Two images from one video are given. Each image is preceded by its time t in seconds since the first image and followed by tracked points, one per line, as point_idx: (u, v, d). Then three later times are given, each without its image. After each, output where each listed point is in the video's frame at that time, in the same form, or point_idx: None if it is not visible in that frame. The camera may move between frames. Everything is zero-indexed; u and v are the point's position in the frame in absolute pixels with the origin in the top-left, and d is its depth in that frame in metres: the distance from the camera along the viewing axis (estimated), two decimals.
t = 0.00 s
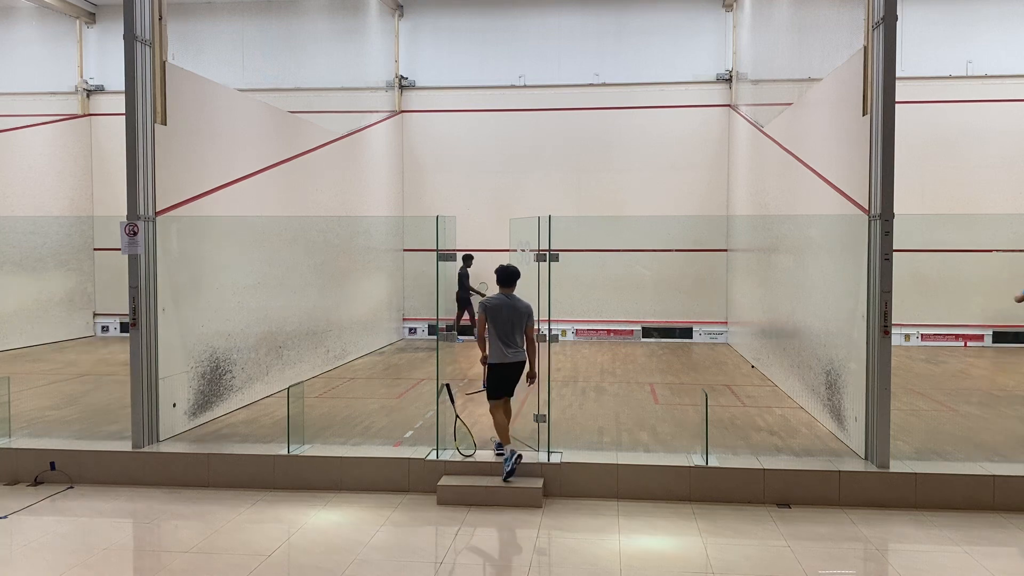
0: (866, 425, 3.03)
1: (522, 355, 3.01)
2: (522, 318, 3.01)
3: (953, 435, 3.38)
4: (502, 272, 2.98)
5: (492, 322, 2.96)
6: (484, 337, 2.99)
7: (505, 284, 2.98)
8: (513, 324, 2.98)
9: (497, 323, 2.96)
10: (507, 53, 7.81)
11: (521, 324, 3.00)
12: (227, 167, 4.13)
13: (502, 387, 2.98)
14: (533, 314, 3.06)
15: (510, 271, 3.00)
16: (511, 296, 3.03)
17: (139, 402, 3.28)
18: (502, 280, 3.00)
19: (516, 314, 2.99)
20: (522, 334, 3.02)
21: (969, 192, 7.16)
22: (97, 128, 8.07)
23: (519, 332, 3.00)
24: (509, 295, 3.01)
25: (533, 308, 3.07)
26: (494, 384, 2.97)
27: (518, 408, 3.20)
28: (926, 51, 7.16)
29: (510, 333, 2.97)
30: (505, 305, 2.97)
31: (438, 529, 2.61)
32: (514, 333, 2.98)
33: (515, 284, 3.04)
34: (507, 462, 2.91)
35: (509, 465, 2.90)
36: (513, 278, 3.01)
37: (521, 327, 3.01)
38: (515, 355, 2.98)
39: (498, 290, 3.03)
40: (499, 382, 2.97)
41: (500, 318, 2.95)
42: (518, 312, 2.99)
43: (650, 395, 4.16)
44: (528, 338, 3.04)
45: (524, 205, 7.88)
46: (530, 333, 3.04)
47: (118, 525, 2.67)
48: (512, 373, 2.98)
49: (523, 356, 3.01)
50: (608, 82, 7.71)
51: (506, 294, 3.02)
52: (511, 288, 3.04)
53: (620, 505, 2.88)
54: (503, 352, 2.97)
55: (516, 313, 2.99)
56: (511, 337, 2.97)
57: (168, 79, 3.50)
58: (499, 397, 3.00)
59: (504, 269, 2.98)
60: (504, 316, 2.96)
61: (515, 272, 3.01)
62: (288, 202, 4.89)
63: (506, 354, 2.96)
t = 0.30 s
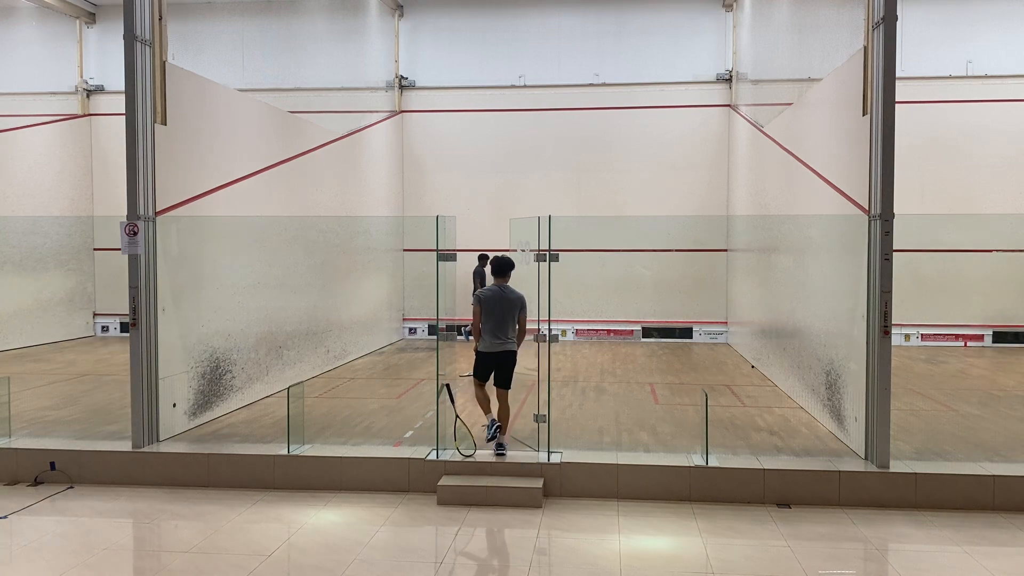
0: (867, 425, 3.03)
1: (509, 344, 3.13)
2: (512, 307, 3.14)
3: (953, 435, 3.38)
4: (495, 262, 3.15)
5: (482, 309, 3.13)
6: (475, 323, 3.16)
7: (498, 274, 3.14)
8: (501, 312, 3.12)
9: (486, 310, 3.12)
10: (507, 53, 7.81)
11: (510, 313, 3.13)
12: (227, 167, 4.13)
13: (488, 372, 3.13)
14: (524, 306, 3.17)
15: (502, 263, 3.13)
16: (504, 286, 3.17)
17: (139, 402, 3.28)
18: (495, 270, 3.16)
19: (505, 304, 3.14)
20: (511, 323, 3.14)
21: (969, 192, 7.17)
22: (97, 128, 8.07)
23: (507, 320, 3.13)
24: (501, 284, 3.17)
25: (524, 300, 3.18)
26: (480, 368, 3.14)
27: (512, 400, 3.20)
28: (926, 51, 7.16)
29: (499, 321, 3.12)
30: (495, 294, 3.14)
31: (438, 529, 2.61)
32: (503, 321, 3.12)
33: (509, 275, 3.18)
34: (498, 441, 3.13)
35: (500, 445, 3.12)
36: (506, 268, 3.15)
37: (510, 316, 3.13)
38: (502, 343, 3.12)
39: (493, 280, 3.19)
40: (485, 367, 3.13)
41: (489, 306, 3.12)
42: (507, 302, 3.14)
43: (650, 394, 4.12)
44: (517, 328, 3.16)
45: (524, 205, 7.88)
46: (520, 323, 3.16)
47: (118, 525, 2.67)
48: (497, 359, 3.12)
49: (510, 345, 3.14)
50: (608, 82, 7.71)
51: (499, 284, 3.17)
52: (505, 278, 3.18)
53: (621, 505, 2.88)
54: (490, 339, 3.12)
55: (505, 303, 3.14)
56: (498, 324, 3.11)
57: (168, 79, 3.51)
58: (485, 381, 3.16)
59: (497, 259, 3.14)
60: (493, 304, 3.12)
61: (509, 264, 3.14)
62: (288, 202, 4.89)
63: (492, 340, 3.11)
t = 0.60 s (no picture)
0: (867, 425, 3.03)
1: (500, 344, 3.19)
2: (501, 309, 3.20)
3: (953, 435, 3.38)
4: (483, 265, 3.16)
5: (472, 312, 3.20)
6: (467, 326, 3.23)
7: (486, 276, 3.17)
8: (490, 314, 3.18)
9: (476, 313, 3.18)
10: (507, 53, 7.81)
11: (500, 314, 3.19)
12: (227, 166, 4.13)
13: (480, 374, 3.19)
14: (514, 307, 3.22)
15: (490, 266, 3.15)
16: (492, 288, 3.22)
17: (139, 401, 3.28)
18: (483, 272, 3.19)
19: (494, 306, 3.19)
20: (501, 324, 3.20)
21: (969, 192, 7.17)
22: (98, 128, 8.07)
23: (496, 322, 3.19)
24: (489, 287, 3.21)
25: (513, 302, 3.23)
26: (472, 370, 3.20)
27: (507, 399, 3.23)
28: (926, 51, 7.16)
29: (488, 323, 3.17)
30: (484, 297, 3.19)
31: (438, 529, 2.61)
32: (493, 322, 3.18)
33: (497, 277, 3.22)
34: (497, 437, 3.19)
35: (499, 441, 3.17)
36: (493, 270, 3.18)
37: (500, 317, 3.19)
38: (493, 344, 3.18)
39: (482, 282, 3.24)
40: (477, 368, 3.18)
41: (478, 309, 3.18)
42: (496, 304, 3.20)
43: (650, 394, 4.11)
44: (507, 329, 3.21)
45: (524, 205, 7.89)
46: (510, 323, 3.21)
47: (118, 525, 2.67)
48: (489, 361, 3.17)
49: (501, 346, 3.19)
50: (608, 82, 7.71)
51: (488, 286, 3.21)
52: (494, 280, 3.22)
53: (621, 505, 2.88)
54: (481, 340, 3.18)
55: (494, 305, 3.19)
56: (488, 327, 3.17)
57: (167, 79, 3.51)
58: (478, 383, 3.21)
59: (484, 262, 3.15)
60: (482, 307, 3.18)
61: (496, 266, 3.16)
62: (289, 203, 4.89)
63: (483, 342, 3.17)
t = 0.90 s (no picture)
0: (866, 424, 3.03)
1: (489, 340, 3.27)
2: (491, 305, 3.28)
3: (953, 435, 3.37)
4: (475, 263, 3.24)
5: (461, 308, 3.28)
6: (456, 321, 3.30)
7: (479, 274, 3.24)
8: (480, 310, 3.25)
9: (464, 308, 3.27)
10: (507, 53, 7.81)
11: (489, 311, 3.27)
12: (227, 166, 4.13)
13: (469, 368, 3.27)
14: (502, 304, 3.32)
15: (483, 264, 3.23)
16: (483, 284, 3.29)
17: (139, 401, 3.28)
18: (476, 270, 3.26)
19: (485, 302, 3.26)
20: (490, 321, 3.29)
21: (969, 192, 7.16)
22: (98, 127, 8.07)
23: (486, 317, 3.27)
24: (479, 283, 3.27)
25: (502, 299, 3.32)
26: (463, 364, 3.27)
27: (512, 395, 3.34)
28: (926, 51, 7.16)
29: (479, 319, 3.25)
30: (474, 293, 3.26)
31: (437, 529, 2.61)
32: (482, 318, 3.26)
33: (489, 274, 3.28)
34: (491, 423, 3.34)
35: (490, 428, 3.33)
36: (487, 268, 3.25)
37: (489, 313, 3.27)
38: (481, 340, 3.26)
39: (472, 279, 3.31)
40: (465, 363, 3.26)
41: (466, 304, 3.25)
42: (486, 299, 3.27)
43: (650, 394, 4.11)
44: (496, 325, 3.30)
45: (524, 205, 7.89)
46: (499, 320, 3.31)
47: (118, 525, 2.67)
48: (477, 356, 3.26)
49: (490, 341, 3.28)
50: (608, 82, 7.71)
51: (479, 283, 3.29)
52: (486, 278, 3.29)
53: (621, 505, 2.88)
54: (471, 336, 3.26)
55: (484, 301, 3.26)
56: (478, 322, 3.25)
57: (167, 79, 3.50)
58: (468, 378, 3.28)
59: (478, 259, 3.22)
60: (472, 303, 3.26)
61: (490, 265, 3.25)
62: (289, 203, 4.89)
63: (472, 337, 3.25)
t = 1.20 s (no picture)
0: (866, 424, 3.03)
1: (488, 339, 3.35)
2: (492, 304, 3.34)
3: (954, 436, 3.37)
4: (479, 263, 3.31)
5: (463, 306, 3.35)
6: (458, 319, 3.40)
7: (481, 274, 3.31)
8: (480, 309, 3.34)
9: (466, 306, 3.34)
10: (506, 53, 7.81)
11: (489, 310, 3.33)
12: (227, 166, 4.13)
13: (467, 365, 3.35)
14: (503, 304, 3.35)
15: (486, 265, 3.29)
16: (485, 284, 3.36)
17: (139, 401, 3.28)
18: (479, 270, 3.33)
19: (484, 301, 3.33)
20: (490, 321, 3.34)
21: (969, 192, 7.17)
22: (98, 127, 8.07)
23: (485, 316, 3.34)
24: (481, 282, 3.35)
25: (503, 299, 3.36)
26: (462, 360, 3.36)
27: (512, 391, 3.35)
28: (925, 51, 7.16)
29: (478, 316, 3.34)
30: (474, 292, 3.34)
31: (438, 529, 2.61)
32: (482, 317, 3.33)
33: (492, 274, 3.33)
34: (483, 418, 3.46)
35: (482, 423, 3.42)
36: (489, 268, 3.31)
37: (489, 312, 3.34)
38: (481, 338, 3.34)
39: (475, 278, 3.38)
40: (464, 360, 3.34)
41: (468, 303, 3.33)
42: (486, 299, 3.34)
43: (650, 394, 4.12)
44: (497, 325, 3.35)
45: (524, 205, 7.89)
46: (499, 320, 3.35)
47: (118, 525, 2.67)
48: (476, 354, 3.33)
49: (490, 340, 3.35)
50: (608, 82, 7.71)
51: (481, 282, 3.36)
52: (489, 278, 3.34)
53: (620, 505, 2.88)
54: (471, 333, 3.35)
55: (483, 301, 3.33)
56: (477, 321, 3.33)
57: (167, 79, 3.50)
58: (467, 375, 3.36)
59: (482, 260, 3.29)
60: (473, 302, 3.33)
61: (493, 266, 3.30)
62: (289, 202, 4.90)
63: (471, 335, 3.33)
